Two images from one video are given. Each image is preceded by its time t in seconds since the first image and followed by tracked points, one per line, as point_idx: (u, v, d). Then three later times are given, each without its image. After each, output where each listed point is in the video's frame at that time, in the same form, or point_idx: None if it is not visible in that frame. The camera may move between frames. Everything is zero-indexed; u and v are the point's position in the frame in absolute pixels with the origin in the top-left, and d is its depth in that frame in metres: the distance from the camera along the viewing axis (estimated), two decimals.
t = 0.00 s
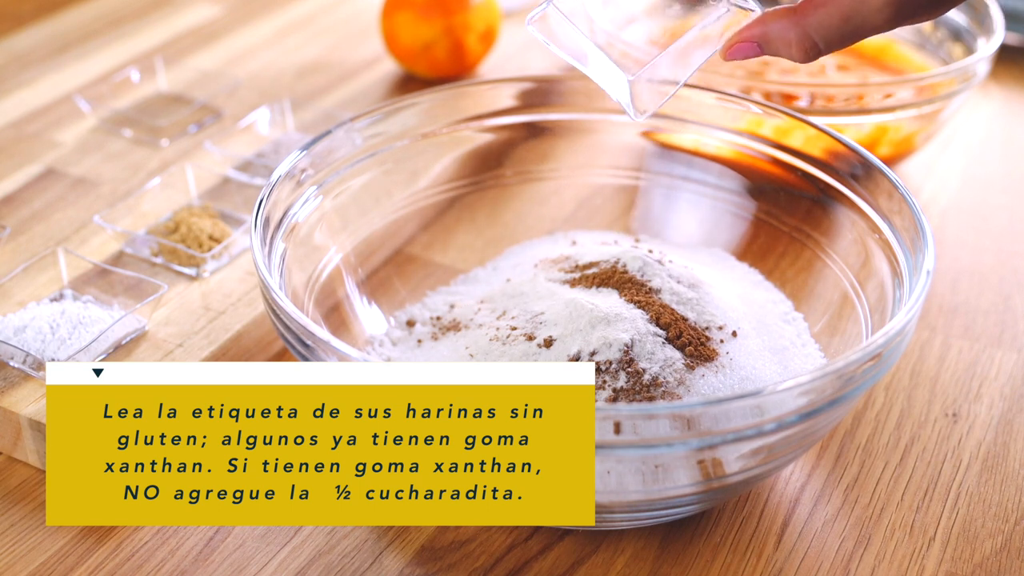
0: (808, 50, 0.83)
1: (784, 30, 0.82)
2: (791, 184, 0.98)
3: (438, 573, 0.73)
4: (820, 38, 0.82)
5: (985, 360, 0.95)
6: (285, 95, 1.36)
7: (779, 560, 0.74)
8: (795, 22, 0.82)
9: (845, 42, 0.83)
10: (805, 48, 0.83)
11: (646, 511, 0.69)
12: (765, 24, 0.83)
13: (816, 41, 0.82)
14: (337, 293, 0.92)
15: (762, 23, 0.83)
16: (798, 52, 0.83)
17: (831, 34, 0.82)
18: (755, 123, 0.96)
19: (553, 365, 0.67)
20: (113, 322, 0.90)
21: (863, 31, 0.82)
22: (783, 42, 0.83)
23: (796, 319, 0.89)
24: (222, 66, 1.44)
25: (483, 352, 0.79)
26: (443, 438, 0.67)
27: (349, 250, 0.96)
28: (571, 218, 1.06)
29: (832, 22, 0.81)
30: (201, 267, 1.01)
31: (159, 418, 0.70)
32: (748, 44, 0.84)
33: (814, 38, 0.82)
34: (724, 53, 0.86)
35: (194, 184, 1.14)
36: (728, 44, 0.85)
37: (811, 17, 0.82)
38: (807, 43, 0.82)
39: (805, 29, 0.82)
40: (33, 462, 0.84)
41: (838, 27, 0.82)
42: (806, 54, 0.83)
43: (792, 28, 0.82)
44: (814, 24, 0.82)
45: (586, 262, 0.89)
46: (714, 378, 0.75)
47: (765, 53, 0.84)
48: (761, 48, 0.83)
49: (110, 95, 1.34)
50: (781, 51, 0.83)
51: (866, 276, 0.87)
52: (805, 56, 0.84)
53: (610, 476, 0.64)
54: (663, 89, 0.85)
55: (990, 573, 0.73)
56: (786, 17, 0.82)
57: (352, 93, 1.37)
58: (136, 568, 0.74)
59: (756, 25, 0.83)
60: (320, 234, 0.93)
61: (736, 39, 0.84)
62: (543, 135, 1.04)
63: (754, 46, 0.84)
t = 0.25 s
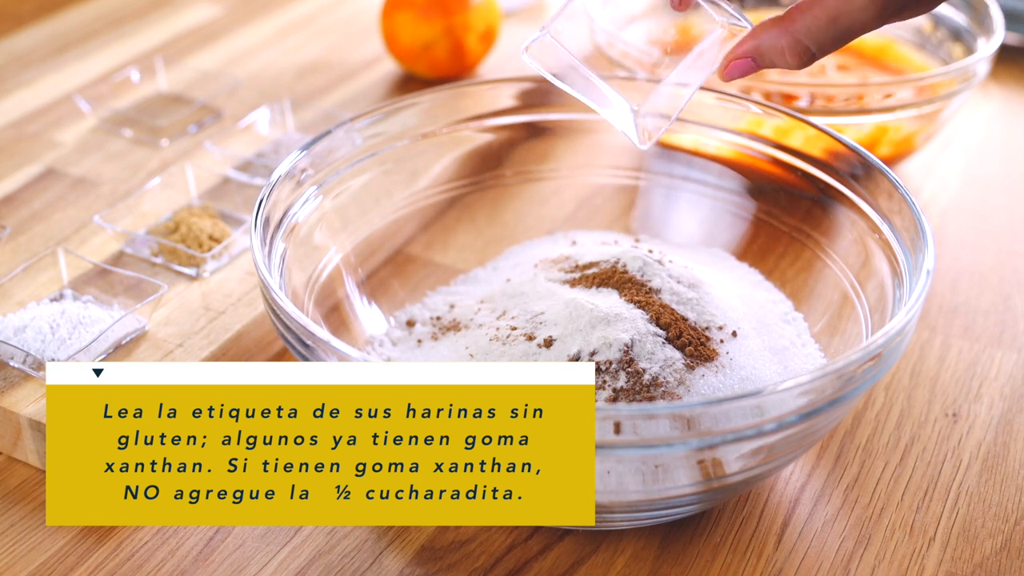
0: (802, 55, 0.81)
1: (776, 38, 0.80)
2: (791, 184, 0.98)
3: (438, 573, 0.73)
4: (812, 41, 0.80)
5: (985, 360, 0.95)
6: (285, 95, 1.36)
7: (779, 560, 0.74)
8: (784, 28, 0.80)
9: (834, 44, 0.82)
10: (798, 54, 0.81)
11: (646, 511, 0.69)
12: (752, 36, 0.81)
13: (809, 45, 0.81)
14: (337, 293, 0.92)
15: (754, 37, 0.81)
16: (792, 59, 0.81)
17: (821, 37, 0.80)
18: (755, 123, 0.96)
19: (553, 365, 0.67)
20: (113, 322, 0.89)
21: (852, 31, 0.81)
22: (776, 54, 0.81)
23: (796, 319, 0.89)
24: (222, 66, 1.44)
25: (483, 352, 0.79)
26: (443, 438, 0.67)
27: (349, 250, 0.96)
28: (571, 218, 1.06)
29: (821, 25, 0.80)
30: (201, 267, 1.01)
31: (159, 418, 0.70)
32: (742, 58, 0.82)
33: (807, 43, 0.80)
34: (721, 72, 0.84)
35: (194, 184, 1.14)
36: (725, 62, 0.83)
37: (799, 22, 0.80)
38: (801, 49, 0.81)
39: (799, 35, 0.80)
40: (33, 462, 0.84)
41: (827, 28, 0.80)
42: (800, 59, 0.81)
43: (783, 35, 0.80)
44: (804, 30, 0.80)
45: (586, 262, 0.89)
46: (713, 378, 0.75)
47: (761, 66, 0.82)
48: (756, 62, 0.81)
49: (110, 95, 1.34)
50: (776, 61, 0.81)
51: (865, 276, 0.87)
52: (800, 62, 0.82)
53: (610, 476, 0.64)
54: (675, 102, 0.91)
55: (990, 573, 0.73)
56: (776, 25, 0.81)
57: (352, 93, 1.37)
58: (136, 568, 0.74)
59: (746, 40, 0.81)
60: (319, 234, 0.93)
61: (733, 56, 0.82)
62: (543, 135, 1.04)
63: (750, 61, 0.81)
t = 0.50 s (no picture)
0: (801, 33, 0.82)
1: (773, 20, 0.82)
2: (791, 184, 0.98)
3: (438, 573, 0.73)
4: (810, 18, 0.82)
5: (985, 360, 0.95)
6: (285, 95, 1.36)
7: (779, 560, 0.74)
8: (780, 10, 0.82)
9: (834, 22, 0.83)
10: (798, 33, 0.82)
11: (646, 511, 0.69)
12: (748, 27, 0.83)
13: (808, 24, 0.82)
14: (337, 293, 0.92)
15: (753, 24, 0.83)
16: (793, 38, 0.82)
17: (820, 13, 0.82)
18: (755, 123, 0.96)
19: (553, 365, 0.67)
20: (113, 322, 0.89)
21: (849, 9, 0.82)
22: (773, 38, 0.82)
23: (797, 319, 0.89)
24: (222, 66, 1.44)
25: (483, 352, 0.79)
26: (443, 438, 0.67)
27: (349, 250, 0.96)
28: (571, 218, 1.06)
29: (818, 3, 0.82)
30: (201, 267, 1.01)
31: (159, 418, 0.70)
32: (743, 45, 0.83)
33: (805, 20, 0.82)
34: (723, 68, 0.85)
35: (194, 184, 1.14)
36: (726, 54, 0.84)
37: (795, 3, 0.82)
38: (800, 28, 0.82)
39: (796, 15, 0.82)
40: (32, 462, 0.84)
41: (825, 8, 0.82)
42: (800, 38, 0.82)
43: (780, 17, 0.82)
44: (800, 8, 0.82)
45: (586, 262, 0.89)
46: (714, 378, 0.75)
47: (762, 53, 0.83)
48: (757, 47, 0.82)
49: (110, 95, 1.34)
50: (776, 43, 0.82)
51: (866, 276, 0.87)
52: (802, 43, 0.83)
53: (610, 476, 0.64)
54: (671, 108, 0.91)
55: (990, 573, 0.73)
56: (772, 9, 0.83)
57: (352, 93, 1.37)
58: (136, 568, 0.74)
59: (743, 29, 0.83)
60: (319, 234, 0.93)
61: (732, 45, 0.83)
62: (543, 135, 1.04)
63: (750, 47, 0.83)
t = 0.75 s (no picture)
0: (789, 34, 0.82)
1: (758, 29, 0.82)
2: (791, 184, 0.98)
3: (438, 573, 0.73)
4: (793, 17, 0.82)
5: (985, 360, 0.95)
6: (285, 96, 1.36)
7: (779, 560, 0.74)
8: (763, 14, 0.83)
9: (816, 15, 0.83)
10: (786, 34, 0.82)
11: (646, 511, 0.69)
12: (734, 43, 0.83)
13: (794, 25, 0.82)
14: (337, 293, 0.92)
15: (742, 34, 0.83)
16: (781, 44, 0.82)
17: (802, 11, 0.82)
18: (755, 123, 0.96)
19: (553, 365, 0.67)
20: (112, 322, 0.89)
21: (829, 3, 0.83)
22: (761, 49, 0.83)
23: (796, 319, 0.89)
24: (222, 66, 1.44)
25: (483, 352, 0.79)
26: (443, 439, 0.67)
27: (349, 250, 0.96)
28: (571, 218, 1.06)
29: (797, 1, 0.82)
30: (201, 267, 1.01)
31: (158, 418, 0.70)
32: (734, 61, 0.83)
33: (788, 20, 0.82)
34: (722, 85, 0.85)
35: (194, 184, 1.14)
36: (721, 71, 0.84)
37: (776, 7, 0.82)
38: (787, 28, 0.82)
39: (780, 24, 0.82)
40: (32, 462, 0.84)
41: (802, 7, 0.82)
42: (788, 38, 0.82)
43: (764, 25, 0.82)
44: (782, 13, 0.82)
45: (586, 262, 0.89)
46: (713, 378, 0.75)
47: (759, 65, 0.83)
48: (750, 56, 0.83)
49: (110, 95, 1.34)
50: (768, 48, 0.82)
51: (866, 276, 0.87)
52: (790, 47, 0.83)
53: (610, 475, 0.64)
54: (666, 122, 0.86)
55: (990, 573, 0.73)
56: (755, 17, 0.83)
57: (352, 93, 1.37)
58: (136, 568, 0.74)
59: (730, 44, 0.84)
60: (319, 234, 0.93)
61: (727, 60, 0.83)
62: (543, 135, 1.05)
63: (743, 58, 0.83)
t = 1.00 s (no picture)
0: None
1: None
2: (791, 184, 0.98)
3: (438, 573, 0.73)
4: None
5: (985, 360, 0.95)
6: (285, 95, 1.36)
7: (779, 560, 0.74)
8: None
9: None
10: None
11: (646, 511, 0.69)
12: None
13: None
14: (337, 293, 0.92)
15: None
16: None
17: None
18: (755, 123, 0.96)
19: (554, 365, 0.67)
20: (113, 322, 0.89)
21: None
22: None
23: (796, 319, 0.89)
24: (223, 66, 1.44)
25: (483, 352, 0.79)
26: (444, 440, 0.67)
27: (349, 250, 0.96)
28: (571, 218, 1.06)
29: None
30: (201, 266, 1.01)
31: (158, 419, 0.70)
32: None
33: None
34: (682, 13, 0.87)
35: (194, 184, 1.14)
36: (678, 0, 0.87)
37: None
38: None
39: None
40: (32, 462, 0.84)
41: None
42: None
43: None
44: None
45: (586, 262, 0.89)
46: (714, 378, 0.75)
47: None
48: None
49: (110, 95, 1.34)
50: None
51: (866, 276, 0.87)
52: None
53: (610, 475, 0.64)
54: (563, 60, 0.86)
55: (990, 573, 0.73)
56: None
57: (352, 93, 1.37)
58: (136, 568, 0.74)
59: None
60: (320, 234, 0.93)
61: None
62: (543, 135, 1.05)
63: None
